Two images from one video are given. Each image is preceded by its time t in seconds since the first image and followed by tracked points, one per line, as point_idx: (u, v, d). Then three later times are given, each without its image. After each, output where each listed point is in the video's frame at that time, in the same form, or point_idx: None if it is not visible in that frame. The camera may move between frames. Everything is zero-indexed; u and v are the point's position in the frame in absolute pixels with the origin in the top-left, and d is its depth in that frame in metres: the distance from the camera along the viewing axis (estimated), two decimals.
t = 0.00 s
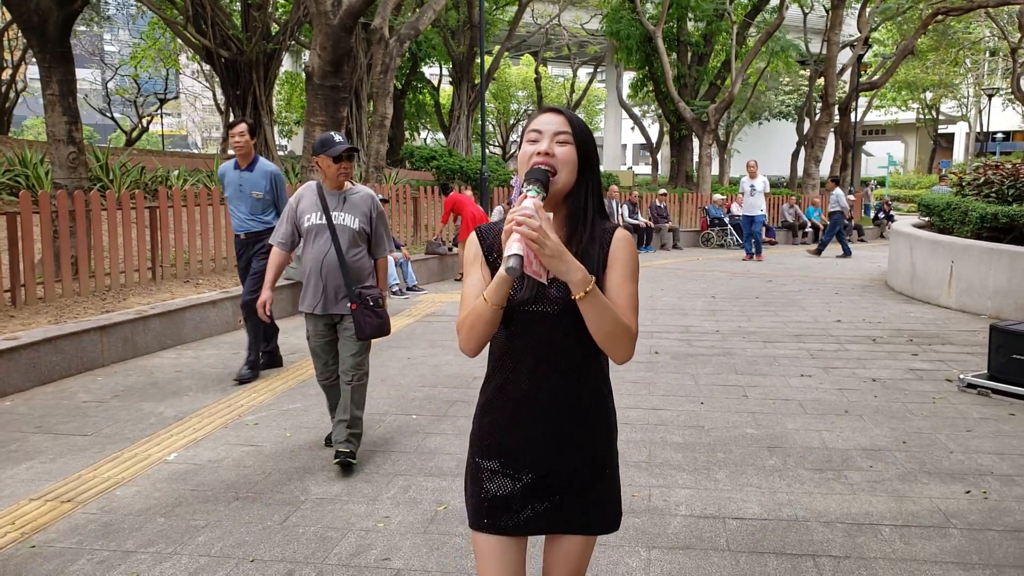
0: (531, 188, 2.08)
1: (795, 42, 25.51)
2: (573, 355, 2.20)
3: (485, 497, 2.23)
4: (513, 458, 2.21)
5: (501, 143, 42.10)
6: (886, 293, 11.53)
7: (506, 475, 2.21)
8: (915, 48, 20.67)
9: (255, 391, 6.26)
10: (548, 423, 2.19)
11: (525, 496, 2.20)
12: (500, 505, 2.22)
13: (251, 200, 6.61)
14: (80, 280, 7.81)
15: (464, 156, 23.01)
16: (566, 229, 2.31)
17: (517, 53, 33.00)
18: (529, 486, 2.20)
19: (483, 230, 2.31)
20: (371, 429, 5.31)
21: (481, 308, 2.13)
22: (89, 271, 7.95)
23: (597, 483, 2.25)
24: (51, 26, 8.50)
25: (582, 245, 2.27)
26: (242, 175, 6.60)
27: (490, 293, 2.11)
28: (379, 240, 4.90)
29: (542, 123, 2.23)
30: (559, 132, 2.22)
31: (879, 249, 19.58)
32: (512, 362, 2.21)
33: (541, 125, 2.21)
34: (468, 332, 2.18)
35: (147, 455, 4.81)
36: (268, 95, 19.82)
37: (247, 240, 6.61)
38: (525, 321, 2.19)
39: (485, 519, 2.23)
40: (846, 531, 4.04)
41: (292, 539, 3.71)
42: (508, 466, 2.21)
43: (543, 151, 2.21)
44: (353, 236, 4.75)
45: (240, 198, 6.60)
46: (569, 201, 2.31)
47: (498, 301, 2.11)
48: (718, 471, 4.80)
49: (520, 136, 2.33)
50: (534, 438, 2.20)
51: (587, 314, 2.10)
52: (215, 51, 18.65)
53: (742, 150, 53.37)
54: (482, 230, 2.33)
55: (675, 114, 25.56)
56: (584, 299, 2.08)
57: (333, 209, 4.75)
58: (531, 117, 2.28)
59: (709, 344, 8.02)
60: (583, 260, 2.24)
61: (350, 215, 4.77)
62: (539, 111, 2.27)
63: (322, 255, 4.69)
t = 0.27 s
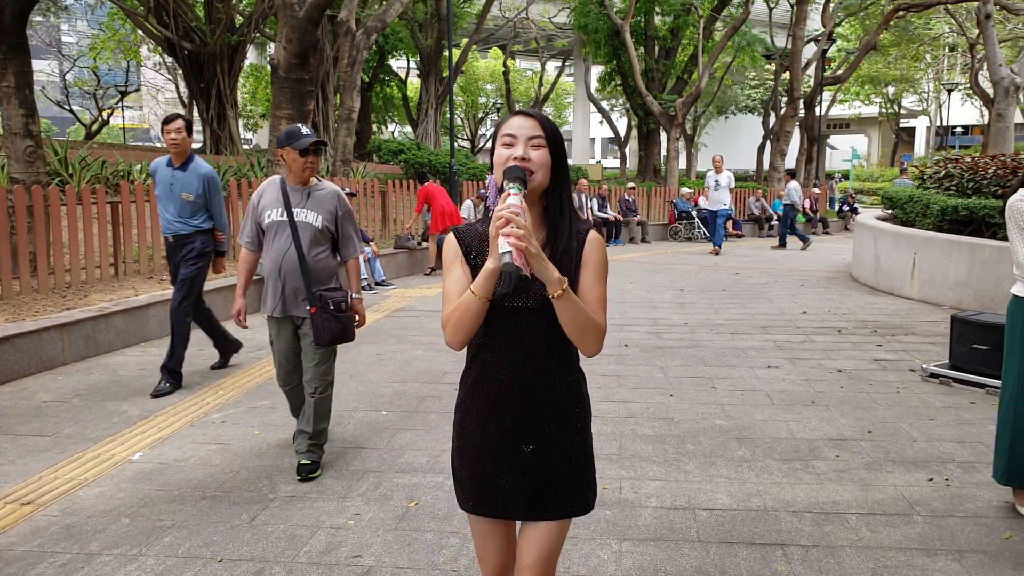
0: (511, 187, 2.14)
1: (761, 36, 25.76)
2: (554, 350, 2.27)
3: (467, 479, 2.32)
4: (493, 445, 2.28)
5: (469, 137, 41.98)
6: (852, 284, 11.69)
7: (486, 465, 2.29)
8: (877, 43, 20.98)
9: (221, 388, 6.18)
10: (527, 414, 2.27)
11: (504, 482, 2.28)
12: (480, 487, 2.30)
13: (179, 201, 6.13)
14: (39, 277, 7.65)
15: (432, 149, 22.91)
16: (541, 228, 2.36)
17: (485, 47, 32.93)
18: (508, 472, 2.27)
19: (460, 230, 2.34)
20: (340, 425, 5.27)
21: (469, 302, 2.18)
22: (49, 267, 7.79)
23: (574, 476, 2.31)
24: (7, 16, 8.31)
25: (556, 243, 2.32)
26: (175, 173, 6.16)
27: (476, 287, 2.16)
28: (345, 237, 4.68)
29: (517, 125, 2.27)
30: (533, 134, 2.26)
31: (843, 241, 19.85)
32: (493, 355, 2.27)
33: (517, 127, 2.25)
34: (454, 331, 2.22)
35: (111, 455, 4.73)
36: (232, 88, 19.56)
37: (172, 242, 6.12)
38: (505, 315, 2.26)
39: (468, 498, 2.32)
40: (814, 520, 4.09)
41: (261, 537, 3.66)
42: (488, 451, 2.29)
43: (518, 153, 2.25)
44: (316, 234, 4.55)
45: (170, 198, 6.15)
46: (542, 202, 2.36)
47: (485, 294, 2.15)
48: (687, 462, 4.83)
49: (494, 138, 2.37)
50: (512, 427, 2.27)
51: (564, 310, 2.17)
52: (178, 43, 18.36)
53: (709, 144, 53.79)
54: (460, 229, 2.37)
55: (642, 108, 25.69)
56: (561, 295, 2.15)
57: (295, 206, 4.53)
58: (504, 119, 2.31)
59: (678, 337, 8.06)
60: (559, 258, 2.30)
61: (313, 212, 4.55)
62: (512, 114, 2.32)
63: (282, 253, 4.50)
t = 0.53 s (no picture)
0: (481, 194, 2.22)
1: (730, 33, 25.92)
2: (527, 342, 2.40)
3: (449, 459, 2.48)
4: (472, 429, 2.43)
5: (441, 133, 41.83)
6: (821, 279, 11.82)
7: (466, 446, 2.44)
8: (844, 40, 21.21)
9: (190, 388, 6.10)
10: (502, 400, 2.40)
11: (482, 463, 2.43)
12: (460, 467, 2.46)
13: (114, 192, 5.80)
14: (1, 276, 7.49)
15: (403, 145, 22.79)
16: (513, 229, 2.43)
17: (456, 42, 32.80)
18: (485, 453, 2.42)
19: (439, 231, 2.47)
20: (311, 425, 5.21)
21: (444, 302, 2.30)
22: (11, 267, 7.63)
23: (548, 460, 2.44)
24: None
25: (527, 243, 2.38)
26: (108, 163, 5.81)
27: (451, 287, 2.28)
28: (315, 234, 4.46)
29: (486, 131, 2.34)
30: (502, 140, 2.33)
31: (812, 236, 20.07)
32: (472, 347, 2.40)
33: (485, 135, 2.32)
34: (432, 324, 2.34)
35: (77, 457, 4.64)
36: (199, 83, 19.30)
37: (112, 238, 5.77)
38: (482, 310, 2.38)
39: (450, 476, 2.48)
40: (786, 513, 4.12)
41: (232, 539, 3.61)
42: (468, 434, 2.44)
43: (489, 160, 2.31)
44: (283, 232, 4.35)
45: (103, 188, 5.79)
46: (513, 204, 2.43)
47: (459, 294, 2.28)
48: (661, 457, 4.84)
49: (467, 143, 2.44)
50: (489, 413, 2.41)
51: (535, 309, 2.25)
52: (143, 38, 18.07)
53: (680, 140, 54.06)
54: (438, 232, 2.49)
55: (613, 104, 25.74)
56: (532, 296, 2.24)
57: (261, 203, 4.34)
58: (473, 125, 2.37)
59: (650, 332, 8.10)
60: (531, 258, 2.38)
61: (279, 208, 4.35)
62: (482, 119, 2.38)
63: (249, 253, 4.32)
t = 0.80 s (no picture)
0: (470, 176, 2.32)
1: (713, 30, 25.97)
2: (518, 322, 2.51)
3: (447, 440, 2.58)
4: (469, 408, 2.55)
5: (424, 130, 41.67)
6: (804, 275, 11.87)
7: (462, 425, 2.56)
8: (826, 38, 21.31)
9: (173, 387, 6.03)
10: (498, 379, 2.51)
11: (482, 440, 2.54)
12: (459, 446, 2.56)
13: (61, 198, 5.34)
14: None
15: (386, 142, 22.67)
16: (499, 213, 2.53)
17: (439, 39, 32.70)
18: (484, 431, 2.53)
19: (428, 218, 2.57)
20: (295, 424, 5.17)
21: (434, 284, 2.41)
22: None
23: (544, 435, 2.55)
24: None
25: (513, 225, 2.48)
26: (49, 169, 5.38)
27: (439, 270, 2.39)
28: (294, 238, 4.15)
29: (472, 117, 2.43)
30: (488, 125, 2.42)
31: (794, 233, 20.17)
32: (465, 329, 2.51)
33: (471, 120, 2.42)
34: (423, 306, 2.45)
35: (57, 459, 4.57)
36: (180, 79, 19.10)
37: (60, 248, 5.31)
38: (473, 293, 2.49)
39: (448, 456, 2.58)
40: (773, 510, 4.12)
41: (217, 540, 3.57)
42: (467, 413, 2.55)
43: (475, 145, 2.41)
44: (261, 238, 4.04)
45: (48, 197, 5.34)
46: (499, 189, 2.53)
47: (447, 275, 2.39)
48: (648, 454, 4.83)
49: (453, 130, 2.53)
50: (486, 392, 2.52)
51: (524, 285, 2.34)
52: (121, 33, 17.86)
53: (662, 137, 54.16)
54: (426, 218, 2.59)
55: (597, 101, 25.73)
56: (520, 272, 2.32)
57: (235, 206, 4.01)
58: (459, 114, 2.48)
59: (636, 329, 8.10)
60: (518, 237, 2.47)
61: (255, 212, 4.03)
62: (468, 106, 2.47)
63: (224, 259, 3.98)
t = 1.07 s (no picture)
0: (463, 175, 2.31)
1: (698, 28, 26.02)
2: (531, 317, 2.52)
3: (460, 437, 2.57)
4: (481, 406, 2.55)
5: (409, 128, 41.54)
6: (791, 273, 11.89)
7: (479, 423, 2.56)
8: (810, 36, 21.38)
9: (158, 388, 5.95)
10: (513, 375, 2.53)
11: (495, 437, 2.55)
12: (472, 444, 2.57)
13: None
14: None
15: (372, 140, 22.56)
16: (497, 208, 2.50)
17: (424, 36, 32.58)
18: (497, 429, 2.55)
19: (427, 222, 2.56)
20: (283, 425, 5.11)
21: (441, 286, 2.41)
22: None
23: (560, 428, 2.58)
24: None
25: (511, 218, 2.46)
26: None
27: (445, 270, 2.39)
28: (270, 242, 3.92)
29: (459, 116, 2.42)
30: (474, 122, 2.41)
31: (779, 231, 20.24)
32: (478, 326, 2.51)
33: (459, 117, 2.41)
34: (432, 309, 2.44)
35: (41, 461, 4.49)
36: (163, 76, 18.93)
37: None
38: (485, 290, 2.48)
39: (461, 453, 2.58)
40: (765, 508, 4.11)
41: (206, 543, 3.51)
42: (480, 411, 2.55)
43: (464, 141, 2.38)
44: (236, 240, 3.79)
45: None
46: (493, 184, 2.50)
47: (453, 276, 2.39)
48: (639, 453, 4.81)
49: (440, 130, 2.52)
50: (499, 389, 2.53)
51: (529, 276, 2.31)
52: (103, 30, 17.67)
53: (647, 135, 54.24)
54: (425, 223, 2.58)
55: (583, 99, 25.72)
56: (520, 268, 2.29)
57: (208, 207, 3.75)
58: (446, 113, 2.46)
59: (625, 327, 8.08)
60: (518, 230, 2.45)
61: (230, 212, 3.78)
62: (454, 104, 2.46)
63: (197, 263, 3.72)
